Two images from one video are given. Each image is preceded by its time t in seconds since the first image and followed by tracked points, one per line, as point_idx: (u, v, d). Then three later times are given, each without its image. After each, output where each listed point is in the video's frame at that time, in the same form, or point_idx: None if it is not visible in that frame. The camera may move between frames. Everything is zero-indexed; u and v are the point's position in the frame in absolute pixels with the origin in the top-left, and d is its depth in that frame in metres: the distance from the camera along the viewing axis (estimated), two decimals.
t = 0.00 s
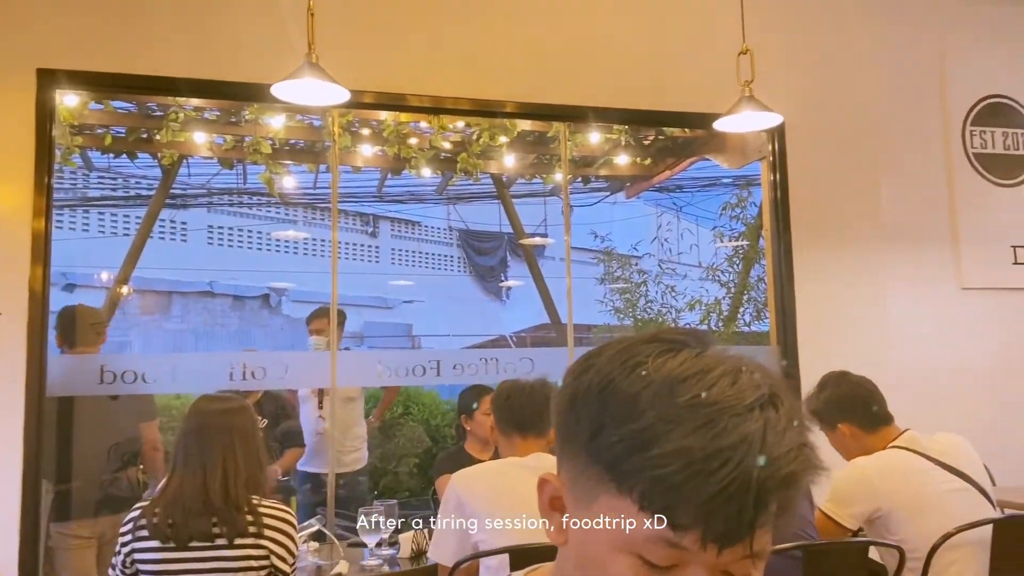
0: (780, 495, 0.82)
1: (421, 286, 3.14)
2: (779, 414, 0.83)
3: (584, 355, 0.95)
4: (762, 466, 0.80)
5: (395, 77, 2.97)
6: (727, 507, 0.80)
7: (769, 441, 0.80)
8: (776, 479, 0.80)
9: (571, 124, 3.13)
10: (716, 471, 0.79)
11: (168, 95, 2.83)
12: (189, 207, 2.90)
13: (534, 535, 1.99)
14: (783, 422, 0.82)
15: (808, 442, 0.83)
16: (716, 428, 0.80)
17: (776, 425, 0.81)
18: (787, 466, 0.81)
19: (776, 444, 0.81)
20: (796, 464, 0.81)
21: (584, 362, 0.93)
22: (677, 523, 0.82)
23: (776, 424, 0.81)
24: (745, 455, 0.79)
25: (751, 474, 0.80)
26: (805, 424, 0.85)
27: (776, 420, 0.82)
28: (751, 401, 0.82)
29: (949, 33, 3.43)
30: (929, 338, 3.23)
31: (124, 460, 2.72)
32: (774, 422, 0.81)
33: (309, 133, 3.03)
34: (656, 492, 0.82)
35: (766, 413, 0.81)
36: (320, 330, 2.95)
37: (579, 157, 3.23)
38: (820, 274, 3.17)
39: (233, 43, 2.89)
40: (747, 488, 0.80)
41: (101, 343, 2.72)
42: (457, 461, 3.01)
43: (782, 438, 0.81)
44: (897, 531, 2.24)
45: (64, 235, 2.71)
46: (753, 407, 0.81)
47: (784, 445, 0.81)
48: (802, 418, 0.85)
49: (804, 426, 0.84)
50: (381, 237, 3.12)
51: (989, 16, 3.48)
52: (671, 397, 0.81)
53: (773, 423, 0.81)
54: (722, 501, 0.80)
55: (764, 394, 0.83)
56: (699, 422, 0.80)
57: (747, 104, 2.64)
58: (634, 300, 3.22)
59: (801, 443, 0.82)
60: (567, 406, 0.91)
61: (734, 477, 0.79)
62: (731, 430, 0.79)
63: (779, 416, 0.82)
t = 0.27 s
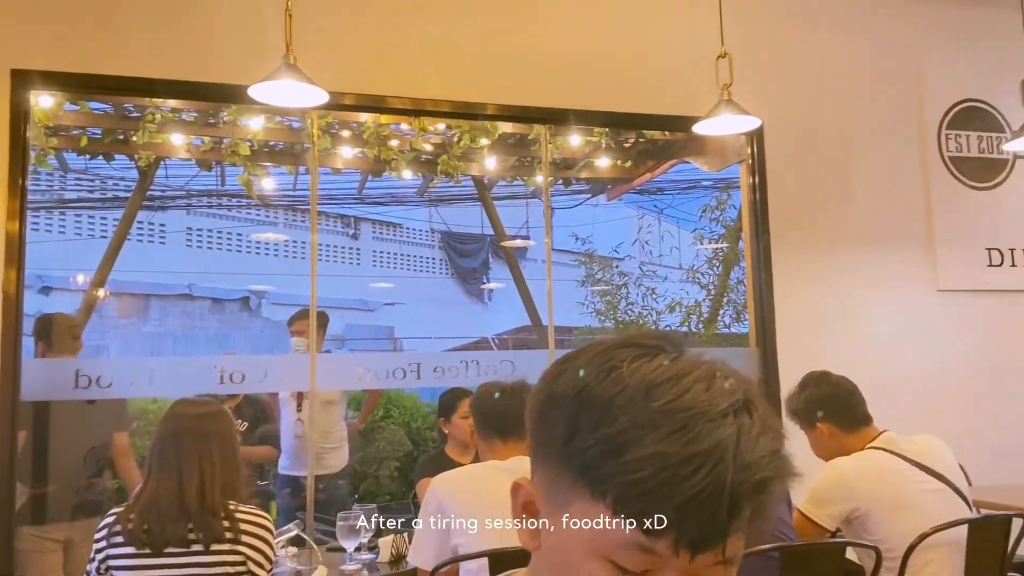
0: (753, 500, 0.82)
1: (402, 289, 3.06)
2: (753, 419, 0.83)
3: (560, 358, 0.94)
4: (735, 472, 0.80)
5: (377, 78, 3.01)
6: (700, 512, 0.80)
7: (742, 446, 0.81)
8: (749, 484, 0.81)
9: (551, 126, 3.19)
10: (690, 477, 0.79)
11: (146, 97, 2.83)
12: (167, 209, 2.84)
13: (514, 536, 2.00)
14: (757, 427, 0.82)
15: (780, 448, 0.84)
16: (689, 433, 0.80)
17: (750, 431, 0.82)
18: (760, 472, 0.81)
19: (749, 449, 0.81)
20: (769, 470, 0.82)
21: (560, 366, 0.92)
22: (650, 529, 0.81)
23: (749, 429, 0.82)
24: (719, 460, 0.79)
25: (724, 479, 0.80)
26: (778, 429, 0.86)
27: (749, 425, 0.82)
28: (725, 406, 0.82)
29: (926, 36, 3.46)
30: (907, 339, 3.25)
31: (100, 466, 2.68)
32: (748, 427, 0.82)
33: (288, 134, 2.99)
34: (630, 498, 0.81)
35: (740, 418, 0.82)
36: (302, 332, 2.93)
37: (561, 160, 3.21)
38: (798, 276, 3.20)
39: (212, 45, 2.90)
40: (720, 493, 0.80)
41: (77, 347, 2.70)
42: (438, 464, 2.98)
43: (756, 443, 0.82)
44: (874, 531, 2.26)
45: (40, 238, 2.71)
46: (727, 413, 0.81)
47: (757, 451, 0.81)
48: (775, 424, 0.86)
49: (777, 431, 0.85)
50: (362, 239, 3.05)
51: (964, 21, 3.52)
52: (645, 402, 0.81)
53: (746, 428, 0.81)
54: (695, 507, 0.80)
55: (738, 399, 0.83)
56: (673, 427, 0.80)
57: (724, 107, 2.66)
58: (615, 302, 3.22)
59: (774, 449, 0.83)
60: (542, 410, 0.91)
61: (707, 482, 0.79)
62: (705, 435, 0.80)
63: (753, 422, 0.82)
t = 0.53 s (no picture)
0: (712, 498, 0.82)
1: (385, 291, 3.05)
2: (714, 417, 0.82)
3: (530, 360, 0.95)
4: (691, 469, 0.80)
5: (356, 82, 2.95)
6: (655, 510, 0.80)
7: (699, 443, 0.80)
8: (706, 482, 0.81)
9: (533, 129, 3.17)
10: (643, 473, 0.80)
11: (124, 98, 2.79)
12: (146, 211, 2.83)
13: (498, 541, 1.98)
14: (717, 425, 0.82)
15: (742, 445, 0.83)
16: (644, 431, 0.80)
17: (709, 428, 0.81)
18: (718, 469, 0.81)
19: (706, 446, 0.80)
20: (729, 467, 0.81)
21: (528, 366, 0.93)
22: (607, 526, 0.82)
23: (709, 427, 0.81)
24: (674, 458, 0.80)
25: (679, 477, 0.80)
26: (744, 428, 0.84)
27: (709, 423, 0.81)
28: (683, 404, 0.81)
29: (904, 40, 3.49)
30: (886, 340, 3.28)
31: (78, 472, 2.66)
32: (707, 425, 0.81)
33: (268, 136, 2.98)
34: (586, 495, 0.82)
35: (699, 417, 0.81)
36: (284, 335, 2.90)
37: (543, 162, 3.25)
38: (779, 278, 3.21)
39: (189, 46, 2.85)
40: (675, 490, 0.80)
41: (55, 352, 2.66)
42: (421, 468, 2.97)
43: (714, 441, 0.81)
44: (853, 532, 2.27)
45: (17, 240, 2.68)
46: (685, 411, 0.81)
47: (716, 449, 0.81)
48: (741, 422, 0.85)
49: (740, 429, 0.84)
50: (344, 242, 3.05)
51: (942, 26, 3.54)
52: (601, 401, 0.82)
53: (705, 426, 0.81)
54: (650, 504, 0.80)
55: (699, 397, 0.82)
56: (629, 426, 0.80)
57: (705, 110, 2.67)
58: (598, 304, 3.22)
59: (734, 447, 0.82)
60: (508, 410, 0.91)
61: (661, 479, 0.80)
62: (660, 433, 0.80)
63: (713, 420, 0.82)
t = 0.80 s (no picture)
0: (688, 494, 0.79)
1: (371, 294, 3.04)
2: (688, 413, 0.80)
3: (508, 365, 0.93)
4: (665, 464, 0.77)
5: (340, 84, 2.92)
6: (630, 505, 0.77)
7: (674, 438, 0.78)
8: (682, 477, 0.78)
9: (519, 132, 3.16)
10: (617, 468, 0.77)
11: (106, 100, 2.75)
12: (129, 213, 2.81)
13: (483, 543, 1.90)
14: (692, 421, 0.80)
15: (718, 441, 0.81)
16: (617, 425, 0.77)
17: (683, 424, 0.79)
18: (694, 465, 0.78)
19: (681, 441, 0.78)
20: (704, 463, 0.79)
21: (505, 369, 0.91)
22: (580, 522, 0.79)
23: (684, 423, 0.79)
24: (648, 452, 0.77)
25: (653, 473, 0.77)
26: (720, 425, 0.82)
27: (684, 419, 0.79)
28: (658, 400, 0.79)
29: (887, 44, 3.51)
30: (871, 342, 3.30)
31: (60, 477, 2.64)
32: (681, 420, 0.79)
33: (253, 139, 2.98)
34: (558, 491, 0.79)
35: (673, 412, 0.79)
36: (268, 338, 2.88)
37: (529, 165, 3.26)
38: (765, 280, 3.21)
39: (171, 46, 2.81)
40: (650, 485, 0.77)
41: (36, 355, 2.64)
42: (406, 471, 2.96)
43: (690, 436, 0.79)
44: (838, 532, 2.28)
45: None
46: (659, 407, 0.79)
47: (692, 444, 0.79)
48: (717, 419, 0.83)
49: (717, 426, 0.82)
50: (329, 244, 3.04)
51: (924, 29, 3.56)
52: (575, 395, 0.79)
53: (678, 421, 0.79)
54: (624, 500, 0.77)
55: (673, 393, 0.81)
56: (603, 420, 0.78)
57: (690, 113, 2.67)
58: (584, 307, 3.23)
59: (710, 443, 0.80)
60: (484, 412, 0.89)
61: (635, 474, 0.77)
62: (634, 427, 0.77)
63: (688, 415, 0.80)
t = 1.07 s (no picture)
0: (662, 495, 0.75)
1: (353, 297, 3.03)
2: (660, 413, 0.76)
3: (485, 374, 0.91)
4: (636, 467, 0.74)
5: (322, 87, 2.91)
6: (601, 510, 0.74)
7: (644, 440, 0.74)
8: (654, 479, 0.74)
9: (501, 135, 3.13)
10: (585, 474, 0.73)
11: (84, 102, 2.71)
12: (109, 216, 2.79)
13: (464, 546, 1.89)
14: (663, 421, 0.76)
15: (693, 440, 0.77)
16: (584, 429, 0.74)
17: (655, 425, 0.75)
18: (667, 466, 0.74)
19: (652, 442, 0.74)
20: (677, 463, 0.75)
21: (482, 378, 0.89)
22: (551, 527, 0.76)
23: (655, 423, 0.75)
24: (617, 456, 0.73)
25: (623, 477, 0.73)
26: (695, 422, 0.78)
27: (654, 419, 0.75)
28: (627, 402, 0.76)
29: (866, 49, 3.55)
30: (851, 344, 3.32)
31: (38, 483, 2.62)
32: (653, 420, 0.75)
33: (233, 141, 2.98)
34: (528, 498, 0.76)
35: (643, 413, 0.75)
36: (250, 341, 2.85)
37: (511, 168, 3.27)
38: (747, 283, 3.22)
39: (150, 47, 2.78)
40: (621, 490, 0.73)
41: (14, 360, 2.60)
42: (388, 475, 2.95)
43: (662, 436, 0.75)
44: (816, 530, 2.31)
45: None
46: (628, 408, 0.75)
47: (664, 444, 0.75)
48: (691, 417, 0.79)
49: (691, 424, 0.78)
50: (311, 247, 3.04)
51: (902, 34, 3.60)
52: (542, 401, 0.76)
53: (649, 423, 0.75)
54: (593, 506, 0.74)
55: (644, 394, 0.77)
56: (569, 425, 0.74)
57: (671, 117, 2.68)
58: (566, 310, 3.24)
59: (684, 442, 0.76)
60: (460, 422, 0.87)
61: (605, 479, 0.73)
62: (602, 431, 0.74)
63: (659, 416, 0.76)
